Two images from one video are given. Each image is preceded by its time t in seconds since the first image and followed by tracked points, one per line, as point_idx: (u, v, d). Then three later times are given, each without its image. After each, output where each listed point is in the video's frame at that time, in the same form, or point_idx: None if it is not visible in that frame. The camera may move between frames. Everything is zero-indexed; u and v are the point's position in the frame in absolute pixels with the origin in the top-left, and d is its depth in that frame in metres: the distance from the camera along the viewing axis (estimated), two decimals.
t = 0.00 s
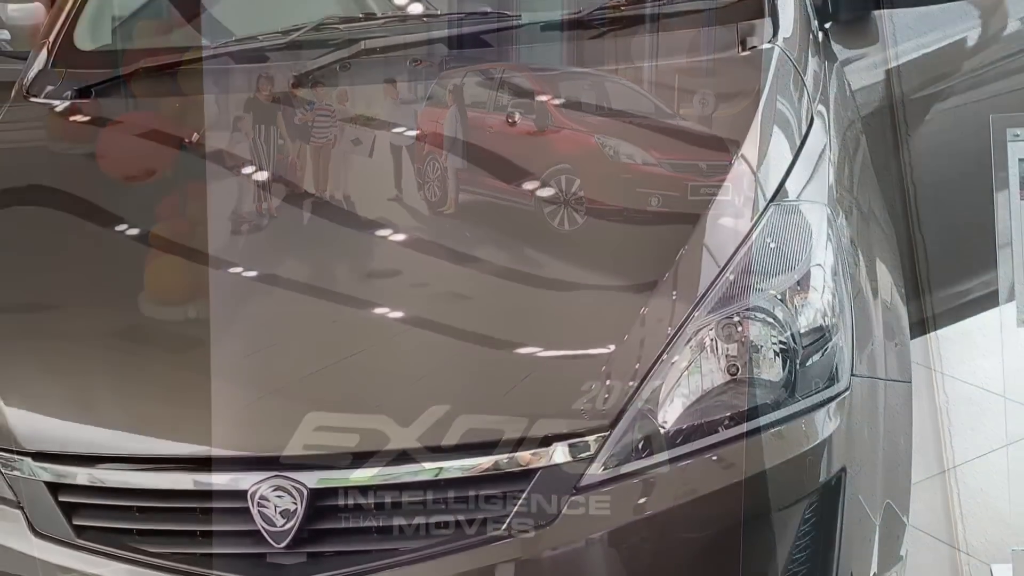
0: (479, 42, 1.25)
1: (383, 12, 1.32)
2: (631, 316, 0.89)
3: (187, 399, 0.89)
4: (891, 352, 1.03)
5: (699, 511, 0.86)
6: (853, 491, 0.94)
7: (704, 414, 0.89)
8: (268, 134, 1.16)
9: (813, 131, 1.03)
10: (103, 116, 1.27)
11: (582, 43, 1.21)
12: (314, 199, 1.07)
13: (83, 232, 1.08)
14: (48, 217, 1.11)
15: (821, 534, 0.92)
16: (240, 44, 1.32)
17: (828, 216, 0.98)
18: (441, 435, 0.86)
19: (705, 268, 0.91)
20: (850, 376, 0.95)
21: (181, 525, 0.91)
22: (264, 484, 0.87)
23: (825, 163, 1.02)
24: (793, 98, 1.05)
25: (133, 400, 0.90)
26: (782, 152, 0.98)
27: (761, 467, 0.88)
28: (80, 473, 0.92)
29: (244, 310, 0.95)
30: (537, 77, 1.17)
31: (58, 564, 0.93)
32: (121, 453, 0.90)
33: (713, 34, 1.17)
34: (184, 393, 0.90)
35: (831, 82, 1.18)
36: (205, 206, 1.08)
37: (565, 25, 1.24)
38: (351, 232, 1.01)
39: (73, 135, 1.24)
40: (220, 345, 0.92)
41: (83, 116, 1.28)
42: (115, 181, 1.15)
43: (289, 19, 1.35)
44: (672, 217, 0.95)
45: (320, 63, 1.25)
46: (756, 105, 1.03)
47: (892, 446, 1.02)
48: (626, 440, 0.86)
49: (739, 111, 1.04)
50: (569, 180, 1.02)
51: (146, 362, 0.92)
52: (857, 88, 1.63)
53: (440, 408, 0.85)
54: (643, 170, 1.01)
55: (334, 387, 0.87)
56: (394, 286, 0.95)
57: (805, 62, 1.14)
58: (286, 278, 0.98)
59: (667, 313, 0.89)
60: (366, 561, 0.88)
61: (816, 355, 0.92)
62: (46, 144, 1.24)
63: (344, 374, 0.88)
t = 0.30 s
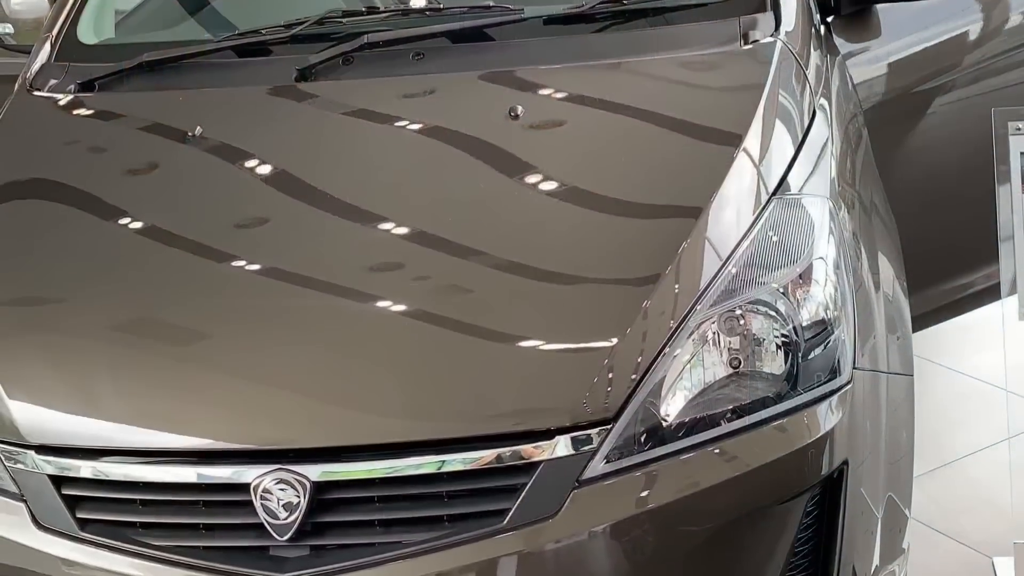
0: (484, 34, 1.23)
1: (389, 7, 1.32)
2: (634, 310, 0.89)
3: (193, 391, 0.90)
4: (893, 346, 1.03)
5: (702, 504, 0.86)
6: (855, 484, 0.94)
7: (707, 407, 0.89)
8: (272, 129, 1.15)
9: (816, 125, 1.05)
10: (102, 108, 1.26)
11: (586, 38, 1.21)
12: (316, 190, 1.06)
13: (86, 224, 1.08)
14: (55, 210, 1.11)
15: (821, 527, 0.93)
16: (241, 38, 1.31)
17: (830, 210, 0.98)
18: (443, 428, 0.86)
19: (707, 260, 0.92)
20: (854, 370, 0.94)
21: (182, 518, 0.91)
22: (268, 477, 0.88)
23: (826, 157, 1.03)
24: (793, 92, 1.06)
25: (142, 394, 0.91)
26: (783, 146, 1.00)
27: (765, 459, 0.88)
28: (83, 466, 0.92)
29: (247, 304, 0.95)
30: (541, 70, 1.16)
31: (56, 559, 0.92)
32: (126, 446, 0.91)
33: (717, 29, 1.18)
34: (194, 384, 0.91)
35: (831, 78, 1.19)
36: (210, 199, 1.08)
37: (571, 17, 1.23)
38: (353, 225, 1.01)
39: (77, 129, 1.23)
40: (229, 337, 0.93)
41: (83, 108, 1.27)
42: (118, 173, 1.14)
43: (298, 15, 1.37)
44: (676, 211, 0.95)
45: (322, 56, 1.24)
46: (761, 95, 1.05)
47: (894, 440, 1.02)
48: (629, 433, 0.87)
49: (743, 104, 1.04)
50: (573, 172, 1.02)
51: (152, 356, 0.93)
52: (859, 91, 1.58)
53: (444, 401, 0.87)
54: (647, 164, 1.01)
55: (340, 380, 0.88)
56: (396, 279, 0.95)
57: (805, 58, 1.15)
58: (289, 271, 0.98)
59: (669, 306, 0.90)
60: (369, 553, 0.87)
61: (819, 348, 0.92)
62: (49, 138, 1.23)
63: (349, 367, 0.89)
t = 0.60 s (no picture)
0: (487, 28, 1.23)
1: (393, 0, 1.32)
2: (636, 303, 0.89)
3: (196, 385, 0.90)
4: (895, 340, 1.03)
5: (705, 497, 0.86)
6: (857, 477, 0.94)
7: (709, 400, 0.90)
8: (276, 122, 1.16)
9: (818, 119, 1.05)
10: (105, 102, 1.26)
11: (589, 30, 1.21)
12: (319, 183, 1.06)
13: (89, 217, 1.08)
14: (58, 204, 1.11)
15: (823, 519, 0.93)
16: (244, 31, 1.31)
17: (833, 202, 0.98)
18: (445, 421, 0.86)
19: (710, 253, 0.92)
20: (857, 363, 0.94)
21: (185, 511, 0.91)
22: (270, 470, 0.88)
23: (828, 150, 1.03)
24: (796, 86, 1.06)
25: (146, 386, 0.91)
26: (785, 140, 1.00)
27: (767, 452, 0.88)
28: (86, 459, 0.92)
29: (250, 298, 0.96)
30: (543, 63, 1.17)
31: (59, 551, 0.92)
32: (128, 439, 0.91)
33: (720, 23, 1.18)
34: (197, 377, 0.91)
35: (833, 73, 1.19)
36: (213, 192, 1.08)
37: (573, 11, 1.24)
38: (356, 218, 1.01)
39: (79, 123, 1.23)
40: (232, 331, 0.93)
41: (86, 102, 1.27)
42: (121, 166, 1.14)
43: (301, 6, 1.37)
44: (678, 205, 0.95)
45: (325, 49, 1.24)
46: (763, 88, 1.05)
47: (897, 433, 1.02)
48: (630, 426, 0.87)
49: (744, 98, 1.04)
50: (575, 166, 1.02)
51: (156, 349, 0.93)
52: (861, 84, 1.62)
53: (446, 394, 0.87)
54: (648, 158, 1.01)
55: (343, 373, 0.89)
56: (399, 273, 0.95)
57: (808, 51, 1.15)
58: (292, 265, 0.98)
59: (671, 300, 0.90)
60: (370, 546, 0.87)
61: (821, 342, 0.92)
62: (53, 131, 1.23)
63: (351, 360, 0.89)
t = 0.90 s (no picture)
0: (488, 21, 1.23)
1: None
2: (639, 296, 0.89)
3: (199, 378, 0.91)
4: (897, 334, 1.03)
5: (707, 489, 0.87)
6: (859, 470, 0.94)
7: (711, 393, 0.90)
8: (279, 115, 1.16)
9: (820, 112, 1.05)
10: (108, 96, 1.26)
11: (591, 23, 1.21)
12: (322, 177, 1.06)
13: (92, 211, 1.08)
14: (61, 197, 1.11)
15: (826, 512, 0.93)
16: (246, 25, 1.31)
17: (835, 195, 0.99)
18: (447, 414, 0.86)
19: (712, 246, 0.92)
20: (859, 356, 0.94)
21: (188, 504, 0.91)
22: (273, 463, 0.88)
23: (831, 144, 1.03)
24: (798, 79, 1.06)
25: (150, 379, 0.91)
26: (787, 133, 1.00)
27: (770, 446, 0.88)
28: (89, 452, 0.92)
29: (253, 291, 0.96)
30: (545, 57, 1.17)
31: (63, 544, 0.92)
32: (131, 432, 0.91)
33: (722, 17, 1.18)
34: (200, 370, 0.91)
35: (836, 65, 1.19)
36: (216, 186, 1.08)
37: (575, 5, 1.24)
38: (358, 211, 1.01)
39: (83, 117, 1.24)
40: (235, 324, 0.93)
41: (88, 96, 1.27)
42: (124, 160, 1.14)
43: None
44: (681, 198, 0.95)
45: (328, 42, 1.24)
46: (766, 82, 1.05)
47: (899, 426, 1.02)
48: (633, 419, 0.87)
49: (746, 91, 1.05)
50: (578, 159, 1.02)
51: (159, 342, 0.93)
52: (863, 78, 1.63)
53: (449, 387, 0.87)
54: (650, 151, 1.01)
55: (346, 366, 0.89)
56: (402, 266, 0.95)
57: (811, 44, 1.15)
58: (295, 259, 0.98)
59: (674, 293, 0.90)
60: (373, 539, 0.87)
61: (823, 334, 0.93)
62: (56, 126, 1.23)
63: (354, 353, 0.89)
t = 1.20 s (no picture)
0: (491, 16, 1.24)
1: None
2: (641, 290, 0.89)
3: (202, 371, 0.91)
4: (899, 328, 1.03)
5: (709, 482, 0.87)
6: (862, 463, 0.94)
7: (714, 386, 0.90)
8: (282, 108, 1.16)
9: (822, 106, 1.05)
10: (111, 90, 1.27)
11: (594, 17, 1.21)
12: (325, 171, 1.06)
13: (95, 204, 1.09)
14: (64, 191, 1.11)
15: (828, 505, 0.94)
16: (250, 18, 1.31)
17: (837, 189, 0.99)
18: (450, 407, 0.86)
19: (715, 240, 0.92)
20: (861, 349, 0.95)
21: (191, 497, 0.91)
22: (276, 456, 0.88)
23: (833, 137, 1.03)
24: (800, 72, 1.07)
25: (153, 372, 0.92)
26: (789, 127, 1.00)
27: (772, 439, 0.88)
28: (93, 445, 0.92)
29: (256, 285, 0.96)
30: (548, 51, 1.17)
31: (67, 537, 0.92)
32: (134, 425, 0.91)
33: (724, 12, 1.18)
34: (203, 363, 0.91)
35: (838, 59, 1.20)
36: (219, 180, 1.08)
37: None
38: (361, 205, 1.01)
39: (86, 111, 1.24)
40: (239, 317, 0.93)
41: (91, 90, 1.27)
42: (128, 153, 1.15)
43: None
44: (683, 192, 0.96)
45: (331, 36, 1.24)
46: (767, 75, 1.05)
47: (902, 420, 1.02)
48: (636, 412, 0.87)
49: (749, 85, 1.05)
50: (580, 153, 1.02)
51: (163, 335, 0.93)
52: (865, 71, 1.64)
53: (452, 380, 0.87)
54: (653, 144, 1.01)
55: (349, 359, 0.89)
56: (405, 259, 0.95)
57: (813, 38, 1.15)
58: (298, 252, 0.98)
59: (676, 286, 0.90)
60: (376, 532, 0.88)
61: (826, 328, 0.93)
62: (59, 119, 1.23)
63: (357, 347, 0.89)
